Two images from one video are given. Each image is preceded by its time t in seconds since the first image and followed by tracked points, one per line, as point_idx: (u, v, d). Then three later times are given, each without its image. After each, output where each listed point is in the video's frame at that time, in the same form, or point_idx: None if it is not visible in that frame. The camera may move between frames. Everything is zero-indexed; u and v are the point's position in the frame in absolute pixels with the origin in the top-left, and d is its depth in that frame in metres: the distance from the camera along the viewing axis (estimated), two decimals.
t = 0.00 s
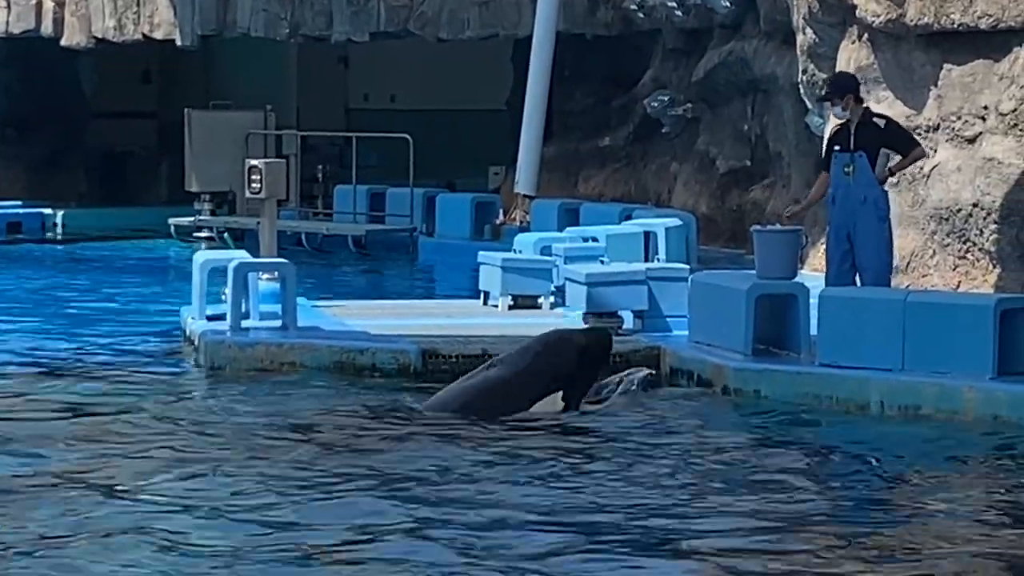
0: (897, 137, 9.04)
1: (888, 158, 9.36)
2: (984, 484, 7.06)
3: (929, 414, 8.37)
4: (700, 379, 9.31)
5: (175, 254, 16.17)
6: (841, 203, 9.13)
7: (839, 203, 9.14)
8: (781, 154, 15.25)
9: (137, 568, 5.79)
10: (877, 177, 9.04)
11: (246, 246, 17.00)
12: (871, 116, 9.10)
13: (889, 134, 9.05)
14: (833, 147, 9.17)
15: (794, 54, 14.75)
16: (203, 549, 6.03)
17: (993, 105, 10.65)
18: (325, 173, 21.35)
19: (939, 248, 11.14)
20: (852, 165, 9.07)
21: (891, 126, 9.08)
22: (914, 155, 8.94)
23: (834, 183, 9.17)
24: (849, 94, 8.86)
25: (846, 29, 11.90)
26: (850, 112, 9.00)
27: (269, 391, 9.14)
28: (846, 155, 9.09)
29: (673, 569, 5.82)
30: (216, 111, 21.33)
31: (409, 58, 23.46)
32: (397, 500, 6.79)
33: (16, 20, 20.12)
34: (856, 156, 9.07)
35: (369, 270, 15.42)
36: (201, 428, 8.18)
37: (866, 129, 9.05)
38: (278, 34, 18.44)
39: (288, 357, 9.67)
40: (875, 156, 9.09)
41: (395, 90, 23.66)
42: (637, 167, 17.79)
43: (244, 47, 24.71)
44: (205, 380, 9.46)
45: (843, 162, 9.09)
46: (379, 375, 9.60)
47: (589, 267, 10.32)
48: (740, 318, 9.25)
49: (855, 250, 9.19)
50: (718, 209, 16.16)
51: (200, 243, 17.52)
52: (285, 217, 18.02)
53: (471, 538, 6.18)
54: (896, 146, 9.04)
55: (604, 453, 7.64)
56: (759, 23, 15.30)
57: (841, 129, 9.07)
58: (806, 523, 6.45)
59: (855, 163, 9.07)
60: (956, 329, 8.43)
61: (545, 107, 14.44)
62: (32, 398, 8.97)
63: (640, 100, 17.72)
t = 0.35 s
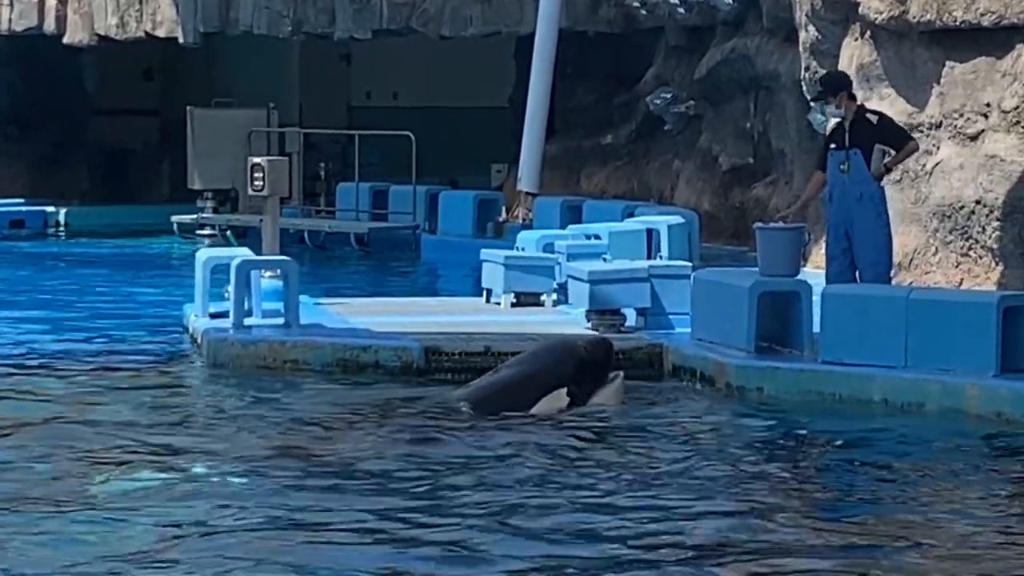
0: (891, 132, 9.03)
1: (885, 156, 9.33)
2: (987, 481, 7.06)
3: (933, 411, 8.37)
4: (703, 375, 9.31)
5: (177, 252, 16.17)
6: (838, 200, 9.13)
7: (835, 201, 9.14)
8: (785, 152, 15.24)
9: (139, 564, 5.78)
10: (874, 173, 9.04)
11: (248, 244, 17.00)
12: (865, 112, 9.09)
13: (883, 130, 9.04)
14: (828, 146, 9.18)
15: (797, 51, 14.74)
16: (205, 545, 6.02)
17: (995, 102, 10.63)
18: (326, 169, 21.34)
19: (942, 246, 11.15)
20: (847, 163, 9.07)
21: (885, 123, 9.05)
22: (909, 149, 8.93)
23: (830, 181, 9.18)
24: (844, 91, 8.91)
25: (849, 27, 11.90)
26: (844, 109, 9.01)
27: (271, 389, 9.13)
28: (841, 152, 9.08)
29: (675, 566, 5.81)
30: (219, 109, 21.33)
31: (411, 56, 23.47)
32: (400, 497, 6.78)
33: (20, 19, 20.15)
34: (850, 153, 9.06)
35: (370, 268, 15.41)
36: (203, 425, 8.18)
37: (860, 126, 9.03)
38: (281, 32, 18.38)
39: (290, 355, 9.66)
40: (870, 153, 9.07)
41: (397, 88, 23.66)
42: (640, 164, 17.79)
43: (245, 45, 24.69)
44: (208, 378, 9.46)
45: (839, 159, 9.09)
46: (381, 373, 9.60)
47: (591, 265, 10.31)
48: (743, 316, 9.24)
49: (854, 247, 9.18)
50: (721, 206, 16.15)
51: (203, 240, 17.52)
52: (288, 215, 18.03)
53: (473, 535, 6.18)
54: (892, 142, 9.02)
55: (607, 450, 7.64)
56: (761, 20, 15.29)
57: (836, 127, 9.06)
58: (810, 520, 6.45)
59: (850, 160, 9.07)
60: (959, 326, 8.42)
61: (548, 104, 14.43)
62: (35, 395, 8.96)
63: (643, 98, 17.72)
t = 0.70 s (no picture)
0: (892, 130, 9.06)
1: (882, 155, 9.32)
2: (993, 480, 7.06)
3: (937, 410, 8.37)
4: (708, 373, 9.32)
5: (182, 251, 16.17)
6: (839, 200, 9.12)
7: (837, 199, 9.13)
8: (789, 151, 15.25)
9: (141, 564, 5.77)
10: (876, 171, 9.03)
11: (253, 244, 17.00)
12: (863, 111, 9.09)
13: (884, 128, 9.06)
14: (826, 145, 9.15)
15: (801, 50, 14.73)
16: (208, 546, 6.01)
17: (1000, 101, 10.62)
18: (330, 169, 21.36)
19: (947, 245, 11.15)
20: (849, 162, 9.06)
21: (886, 121, 9.08)
22: (910, 147, 8.99)
23: (829, 180, 9.16)
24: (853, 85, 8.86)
25: (853, 26, 11.89)
26: (845, 107, 8.98)
27: (277, 388, 9.13)
28: (842, 151, 9.07)
29: (679, 566, 5.80)
30: (223, 108, 21.36)
31: (416, 55, 23.46)
32: (404, 497, 6.77)
33: (23, 18, 20.12)
34: (851, 152, 9.05)
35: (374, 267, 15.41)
36: (207, 425, 8.17)
37: (861, 125, 9.04)
38: (285, 31, 18.36)
39: (295, 354, 9.66)
40: (871, 152, 9.08)
41: (401, 87, 23.65)
42: (644, 163, 17.79)
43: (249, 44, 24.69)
44: (214, 377, 9.46)
45: (839, 158, 9.07)
46: (386, 372, 9.60)
47: (596, 264, 10.31)
48: (747, 315, 9.24)
49: (856, 245, 9.18)
50: (725, 205, 16.15)
51: (208, 240, 17.52)
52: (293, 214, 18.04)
53: (479, 536, 6.17)
54: (893, 140, 9.05)
55: (613, 450, 7.62)
56: (765, 20, 15.29)
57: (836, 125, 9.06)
58: (817, 519, 6.44)
59: (851, 159, 9.05)
60: (964, 325, 8.42)
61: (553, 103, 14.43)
62: (38, 395, 8.96)
63: (647, 97, 17.72)
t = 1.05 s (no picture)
0: (898, 130, 9.04)
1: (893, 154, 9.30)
2: (998, 481, 7.04)
3: (943, 410, 8.36)
4: (714, 373, 9.31)
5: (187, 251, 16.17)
6: (845, 199, 9.11)
7: (843, 198, 9.12)
8: (794, 150, 15.24)
9: (147, 565, 5.76)
10: (880, 171, 9.00)
11: (259, 244, 17.01)
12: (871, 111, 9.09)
13: (890, 128, 9.04)
14: (834, 145, 9.16)
15: (806, 50, 14.72)
16: (215, 547, 6.00)
17: (1006, 101, 10.62)
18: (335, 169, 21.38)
19: (953, 244, 11.14)
20: (854, 161, 9.05)
21: (892, 121, 9.06)
22: (915, 147, 8.97)
23: (837, 180, 9.16)
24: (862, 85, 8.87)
25: (859, 26, 11.88)
26: (853, 106, 9.00)
27: (283, 389, 9.12)
28: (847, 151, 9.07)
29: (687, 566, 5.79)
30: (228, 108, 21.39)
31: (423, 56, 23.47)
32: (411, 497, 6.77)
33: (28, 19, 20.07)
34: (856, 152, 9.05)
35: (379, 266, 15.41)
36: (213, 425, 8.16)
37: (866, 124, 9.03)
38: (291, 31, 18.43)
39: (301, 354, 9.67)
40: (877, 152, 9.07)
41: (407, 87, 23.64)
42: (650, 163, 17.79)
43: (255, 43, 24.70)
44: (219, 377, 9.45)
45: (845, 158, 9.08)
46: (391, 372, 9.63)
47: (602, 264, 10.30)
48: (754, 315, 9.23)
49: (862, 245, 9.16)
50: (732, 205, 16.14)
51: (214, 239, 17.53)
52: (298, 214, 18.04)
53: (486, 536, 6.16)
54: (898, 140, 9.03)
55: (620, 450, 7.62)
56: (771, 20, 15.28)
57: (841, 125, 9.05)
58: (825, 520, 6.42)
59: (856, 159, 9.05)
60: (968, 324, 8.42)
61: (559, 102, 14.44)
62: (44, 396, 8.96)
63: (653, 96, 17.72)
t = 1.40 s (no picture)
0: (918, 132, 9.04)
1: (914, 153, 9.32)
2: (1005, 479, 7.04)
3: (951, 409, 8.35)
4: (722, 373, 9.31)
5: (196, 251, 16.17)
6: (865, 200, 9.12)
7: (863, 199, 9.13)
8: (802, 149, 15.23)
9: (153, 566, 5.76)
10: (901, 171, 9.00)
11: (267, 244, 17.00)
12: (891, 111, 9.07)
13: (910, 129, 9.04)
14: (858, 145, 9.17)
15: (813, 49, 14.69)
16: (222, 548, 5.99)
17: (1013, 100, 10.62)
18: (343, 169, 21.38)
19: (961, 244, 11.14)
20: (874, 162, 9.06)
21: (912, 121, 9.06)
22: (935, 149, 8.98)
23: (858, 180, 9.17)
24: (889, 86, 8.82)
25: (866, 25, 11.88)
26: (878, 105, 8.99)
27: (290, 388, 9.13)
28: (868, 151, 9.09)
29: (696, 567, 5.78)
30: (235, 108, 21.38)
31: (431, 56, 23.44)
32: (418, 497, 6.75)
33: (37, 19, 20.12)
34: (877, 153, 9.06)
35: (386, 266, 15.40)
36: (220, 425, 8.15)
37: (888, 124, 9.04)
38: (298, 31, 18.38)
39: (309, 354, 9.65)
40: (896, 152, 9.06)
41: (415, 86, 23.62)
42: (657, 162, 17.79)
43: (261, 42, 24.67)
44: (226, 377, 9.44)
45: (866, 159, 9.09)
46: (400, 372, 9.60)
47: (610, 264, 10.29)
48: (761, 315, 9.23)
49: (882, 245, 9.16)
50: (739, 204, 16.11)
51: (221, 240, 17.53)
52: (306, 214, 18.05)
53: (493, 537, 6.15)
54: (918, 141, 9.02)
55: (627, 449, 7.61)
56: (778, 19, 15.26)
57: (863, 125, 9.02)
58: (833, 520, 6.41)
59: (876, 160, 9.06)
60: (975, 322, 8.41)
61: (565, 101, 14.42)
62: (50, 396, 8.95)
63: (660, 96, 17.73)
